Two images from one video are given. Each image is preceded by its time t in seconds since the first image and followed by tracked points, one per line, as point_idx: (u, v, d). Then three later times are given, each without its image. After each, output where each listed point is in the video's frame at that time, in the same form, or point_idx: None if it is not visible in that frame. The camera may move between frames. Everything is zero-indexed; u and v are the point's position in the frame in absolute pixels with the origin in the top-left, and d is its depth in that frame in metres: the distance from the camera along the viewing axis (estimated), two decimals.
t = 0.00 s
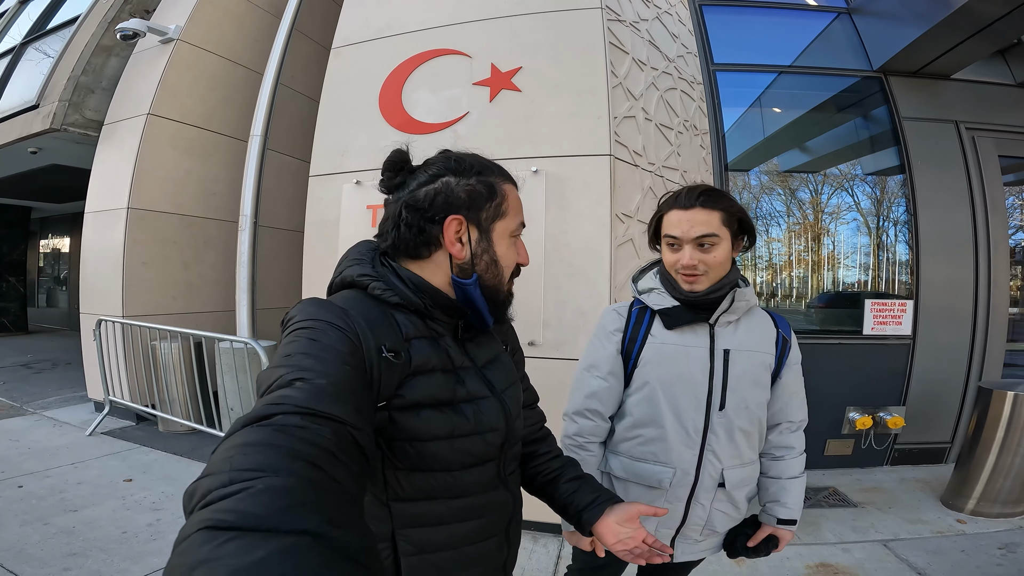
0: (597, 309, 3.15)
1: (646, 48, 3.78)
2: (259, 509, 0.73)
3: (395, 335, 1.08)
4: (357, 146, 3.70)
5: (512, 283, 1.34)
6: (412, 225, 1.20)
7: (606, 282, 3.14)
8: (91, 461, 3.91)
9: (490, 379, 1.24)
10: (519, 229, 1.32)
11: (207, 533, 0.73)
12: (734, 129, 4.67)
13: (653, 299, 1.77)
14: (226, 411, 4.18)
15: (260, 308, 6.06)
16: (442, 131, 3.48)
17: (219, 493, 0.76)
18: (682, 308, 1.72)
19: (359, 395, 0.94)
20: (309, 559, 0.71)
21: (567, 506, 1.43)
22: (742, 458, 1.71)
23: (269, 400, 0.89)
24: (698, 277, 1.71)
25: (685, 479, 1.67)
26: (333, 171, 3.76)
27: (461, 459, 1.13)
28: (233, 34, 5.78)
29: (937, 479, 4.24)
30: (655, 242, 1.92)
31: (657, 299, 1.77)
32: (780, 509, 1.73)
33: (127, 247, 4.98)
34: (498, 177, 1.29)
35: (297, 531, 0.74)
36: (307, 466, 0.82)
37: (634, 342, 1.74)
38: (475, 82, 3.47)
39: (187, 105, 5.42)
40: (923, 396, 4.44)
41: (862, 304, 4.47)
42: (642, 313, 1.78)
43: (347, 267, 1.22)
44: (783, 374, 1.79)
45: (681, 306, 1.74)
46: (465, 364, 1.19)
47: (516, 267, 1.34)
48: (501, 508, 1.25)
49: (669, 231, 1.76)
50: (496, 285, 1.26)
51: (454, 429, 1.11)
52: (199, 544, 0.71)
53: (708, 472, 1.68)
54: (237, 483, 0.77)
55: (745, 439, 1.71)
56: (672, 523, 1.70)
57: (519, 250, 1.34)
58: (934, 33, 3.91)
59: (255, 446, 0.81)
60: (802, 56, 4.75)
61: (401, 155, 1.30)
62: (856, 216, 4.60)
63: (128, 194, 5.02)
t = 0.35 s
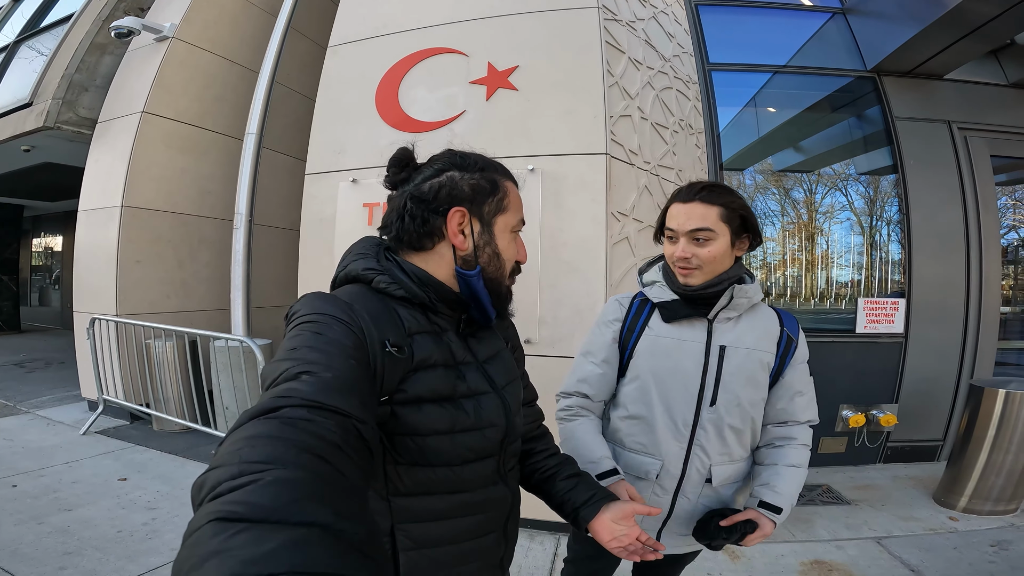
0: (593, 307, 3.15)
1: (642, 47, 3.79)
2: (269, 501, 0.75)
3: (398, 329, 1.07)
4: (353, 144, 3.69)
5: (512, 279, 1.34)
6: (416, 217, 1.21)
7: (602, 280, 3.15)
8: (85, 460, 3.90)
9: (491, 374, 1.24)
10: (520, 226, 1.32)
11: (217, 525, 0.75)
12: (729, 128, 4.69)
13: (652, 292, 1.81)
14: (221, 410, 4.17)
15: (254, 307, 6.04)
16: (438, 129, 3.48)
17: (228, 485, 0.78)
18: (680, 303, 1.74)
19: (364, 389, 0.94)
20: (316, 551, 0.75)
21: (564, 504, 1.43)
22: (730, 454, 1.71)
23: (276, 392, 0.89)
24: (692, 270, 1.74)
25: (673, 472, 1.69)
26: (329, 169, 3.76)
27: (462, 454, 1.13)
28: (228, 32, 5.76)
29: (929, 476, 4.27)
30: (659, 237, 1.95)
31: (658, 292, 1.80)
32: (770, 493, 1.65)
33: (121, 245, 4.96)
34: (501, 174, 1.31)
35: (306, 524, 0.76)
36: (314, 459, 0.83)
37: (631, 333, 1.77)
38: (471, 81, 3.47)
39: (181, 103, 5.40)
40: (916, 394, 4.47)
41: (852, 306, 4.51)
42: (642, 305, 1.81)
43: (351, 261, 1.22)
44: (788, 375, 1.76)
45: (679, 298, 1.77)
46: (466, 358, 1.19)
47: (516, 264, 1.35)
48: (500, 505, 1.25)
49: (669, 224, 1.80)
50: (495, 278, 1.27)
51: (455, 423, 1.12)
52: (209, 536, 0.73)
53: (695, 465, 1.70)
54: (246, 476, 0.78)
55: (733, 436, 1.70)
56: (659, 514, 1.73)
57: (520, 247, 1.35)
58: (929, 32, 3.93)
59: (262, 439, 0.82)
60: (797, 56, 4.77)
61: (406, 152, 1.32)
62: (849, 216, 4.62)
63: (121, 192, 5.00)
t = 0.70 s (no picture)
0: (587, 307, 3.15)
1: (637, 47, 3.79)
2: (272, 497, 0.73)
3: (400, 328, 1.07)
4: (347, 143, 3.68)
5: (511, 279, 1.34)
6: (415, 217, 1.20)
7: (596, 280, 3.16)
8: (76, 461, 3.86)
9: (493, 374, 1.24)
10: (519, 226, 1.32)
11: (220, 522, 0.72)
12: (723, 129, 4.70)
13: (652, 292, 1.84)
14: (213, 411, 4.14)
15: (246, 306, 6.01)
16: (433, 129, 3.47)
17: (231, 482, 0.76)
18: (677, 302, 1.76)
19: (367, 388, 0.94)
20: (321, 548, 0.73)
21: (588, 497, 1.42)
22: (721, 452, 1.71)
23: (279, 391, 0.88)
24: (687, 274, 1.75)
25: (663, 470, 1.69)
26: (323, 168, 3.74)
27: (465, 454, 1.13)
28: (221, 30, 5.73)
29: (919, 475, 4.30)
30: (663, 241, 1.96)
31: (658, 292, 1.84)
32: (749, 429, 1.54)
33: (111, 244, 4.92)
34: (500, 175, 1.31)
35: (309, 521, 0.74)
36: (317, 456, 0.82)
37: (631, 329, 1.82)
38: (466, 81, 3.47)
39: (173, 101, 5.36)
40: (907, 393, 4.50)
41: (846, 305, 4.52)
42: (643, 304, 1.87)
43: (354, 262, 1.21)
44: (782, 379, 1.76)
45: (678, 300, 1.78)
46: (469, 358, 1.19)
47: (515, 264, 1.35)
48: (501, 506, 1.25)
49: (671, 228, 1.82)
50: (495, 277, 1.26)
51: (457, 423, 1.12)
52: (211, 534, 0.71)
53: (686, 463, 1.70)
54: (249, 473, 0.76)
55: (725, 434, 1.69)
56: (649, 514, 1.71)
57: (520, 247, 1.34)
58: (921, 34, 3.95)
59: (266, 436, 0.81)
60: (791, 57, 4.80)
61: (405, 155, 1.33)
62: (840, 216, 4.65)
63: (111, 191, 4.96)
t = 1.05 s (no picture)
0: (581, 308, 3.16)
1: (632, 48, 3.80)
2: (269, 502, 0.72)
3: (403, 335, 1.07)
4: (341, 143, 3.67)
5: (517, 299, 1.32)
6: (431, 227, 1.16)
7: (591, 281, 3.16)
8: (65, 463, 3.83)
9: (497, 382, 1.24)
10: (534, 248, 1.29)
11: (218, 526, 0.71)
12: (715, 130, 4.72)
13: (653, 295, 1.84)
14: (205, 412, 4.12)
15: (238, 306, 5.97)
16: (428, 129, 3.47)
17: (229, 486, 0.74)
18: (680, 306, 1.76)
19: (368, 395, 0.94)
20: (321, 552, 0.71)
21: (567, 515, 1.45)
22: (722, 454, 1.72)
23: (280, 396, 0.87)
24: (692, 278, 1.74)
25: (666, 473, 1.69)
26: (316, 169, 3.73)
27: (466, 461, 1.13)
28: (213, 29, 5.70)
29: (909, 474, 4.33)
30: (666, 245, 1.95)
31: (660, 295, 1.84)
32: (757, 430, 1.58)
33: (101, 243, 4.88)
34: (527, 196, 1.24)
35: (307, 527, 0.73)
36: (315, 461, 0.81)
37: (631, 332, 1.80)
38: (462, 81, 3.46)
39: (164, 100, 5.33)
40: (897, 393, 4.53)
41: (837, 306, 4.55)
42: (643, 306, 1.85)
43: (361, 267, 1.21)
44: (777, 379, 1.78)
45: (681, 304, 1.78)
46: (472, 366, 1.19)
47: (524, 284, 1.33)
48: (503, 514, 1.25)
49: (675, 231, 1.81)
50: (501, 301, 1.25)
51: (460, 431, 1.12)
52: (208, 537, 0.70)
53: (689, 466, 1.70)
54: (247, 478, 0.75)
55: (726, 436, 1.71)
56: (651, 517, 1.71)
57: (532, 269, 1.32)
58: (913, 36, 3.98)
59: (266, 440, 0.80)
60: (783, 59, 4.83)
61: (436, 151, 1.23)
62: (830, 217, 4.69)
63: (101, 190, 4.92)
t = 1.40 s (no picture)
0: (573, 308, 3.16)
1: (624, 51, 3.81)
2: (274, 502, 0.70)
3: (408, 336, 1.07)
4: (333, 144, 3.66)
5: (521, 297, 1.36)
6: (435, 229, 1.18)
7: (584, 283, 3.17)
8: (53, 466, 3.79)
9: (502, 383, 1.24)
10: (537, 247, 1.32)
11: (223, 526, 0.69)
12: (705, 132, 4.75)
13: (648, 295, 1.88)
14: (195, 414, 4.10)
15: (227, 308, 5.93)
16: (422, 131, 3.47)
17: (235, 486, 0.73)
18: (670, 305, 1.80)
19: (374, 397, 0.94)
20: (323, 553, 0.68)
21: (565, 517, 1.45)
22: (708, 451, 1.71)
23: (286, 397, 0.87)
24: (689, 281, 1.76)
25: (653, 468, 1.70)
26: (308, 170, 3.72)
27: (470, 462, 1.14)
28: (204, 29, 5.67)
29: (897, 473, 4.38)
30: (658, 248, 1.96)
31: (653, 295, 1.88)
32: (708, 399, 1.56)
33: (88, 244, 4.83)
34: (528, 197, 1.28)
35: (310, 527, 0.70)
36: (320, 461, 0.79)
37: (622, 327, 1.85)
38: (455, 82, 3.46)
39: (154, 100, 5.30)
40: (884, 392, 4.58)
41: (825, 304, 4.58)
42: (638, 305, 1.91)
43: (366, 269, 1.22)
44: (765, 374, 1.73)
45: (672, 305, 1.81)
46: (478, 368, 1.19)
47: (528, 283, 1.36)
48: (508, 514, 1.27)
49: (667, 237, 1.82)
50: (507, 300, 1.28)
51: (465, 432, 1.12)
52: (214, 538, 0.67)
53: (676, 463, 1.70)
54: (253, 478, 0.74)
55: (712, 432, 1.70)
56: (638, 513, 1.71)
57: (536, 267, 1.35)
58: (901, 39, 4.02)
59: (272, 441, 0.79)
60: (773, 62, 4.87)
61: (436, 155, 1.27)
62: (818, 218, 4.74)
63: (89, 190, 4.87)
